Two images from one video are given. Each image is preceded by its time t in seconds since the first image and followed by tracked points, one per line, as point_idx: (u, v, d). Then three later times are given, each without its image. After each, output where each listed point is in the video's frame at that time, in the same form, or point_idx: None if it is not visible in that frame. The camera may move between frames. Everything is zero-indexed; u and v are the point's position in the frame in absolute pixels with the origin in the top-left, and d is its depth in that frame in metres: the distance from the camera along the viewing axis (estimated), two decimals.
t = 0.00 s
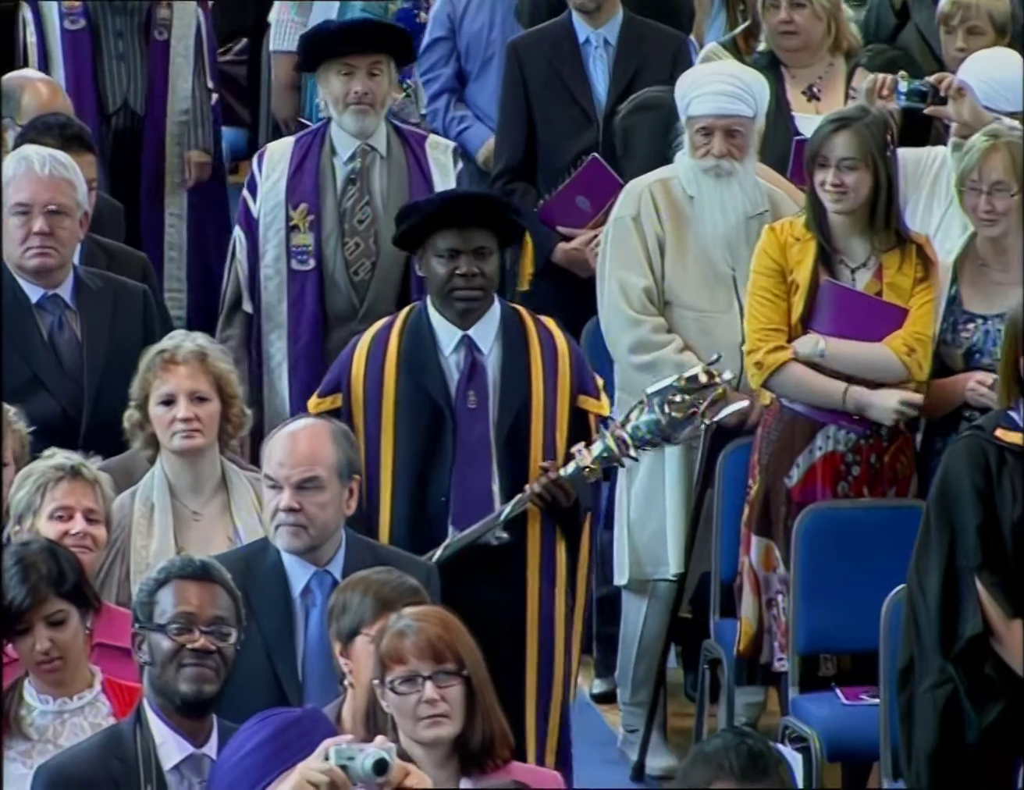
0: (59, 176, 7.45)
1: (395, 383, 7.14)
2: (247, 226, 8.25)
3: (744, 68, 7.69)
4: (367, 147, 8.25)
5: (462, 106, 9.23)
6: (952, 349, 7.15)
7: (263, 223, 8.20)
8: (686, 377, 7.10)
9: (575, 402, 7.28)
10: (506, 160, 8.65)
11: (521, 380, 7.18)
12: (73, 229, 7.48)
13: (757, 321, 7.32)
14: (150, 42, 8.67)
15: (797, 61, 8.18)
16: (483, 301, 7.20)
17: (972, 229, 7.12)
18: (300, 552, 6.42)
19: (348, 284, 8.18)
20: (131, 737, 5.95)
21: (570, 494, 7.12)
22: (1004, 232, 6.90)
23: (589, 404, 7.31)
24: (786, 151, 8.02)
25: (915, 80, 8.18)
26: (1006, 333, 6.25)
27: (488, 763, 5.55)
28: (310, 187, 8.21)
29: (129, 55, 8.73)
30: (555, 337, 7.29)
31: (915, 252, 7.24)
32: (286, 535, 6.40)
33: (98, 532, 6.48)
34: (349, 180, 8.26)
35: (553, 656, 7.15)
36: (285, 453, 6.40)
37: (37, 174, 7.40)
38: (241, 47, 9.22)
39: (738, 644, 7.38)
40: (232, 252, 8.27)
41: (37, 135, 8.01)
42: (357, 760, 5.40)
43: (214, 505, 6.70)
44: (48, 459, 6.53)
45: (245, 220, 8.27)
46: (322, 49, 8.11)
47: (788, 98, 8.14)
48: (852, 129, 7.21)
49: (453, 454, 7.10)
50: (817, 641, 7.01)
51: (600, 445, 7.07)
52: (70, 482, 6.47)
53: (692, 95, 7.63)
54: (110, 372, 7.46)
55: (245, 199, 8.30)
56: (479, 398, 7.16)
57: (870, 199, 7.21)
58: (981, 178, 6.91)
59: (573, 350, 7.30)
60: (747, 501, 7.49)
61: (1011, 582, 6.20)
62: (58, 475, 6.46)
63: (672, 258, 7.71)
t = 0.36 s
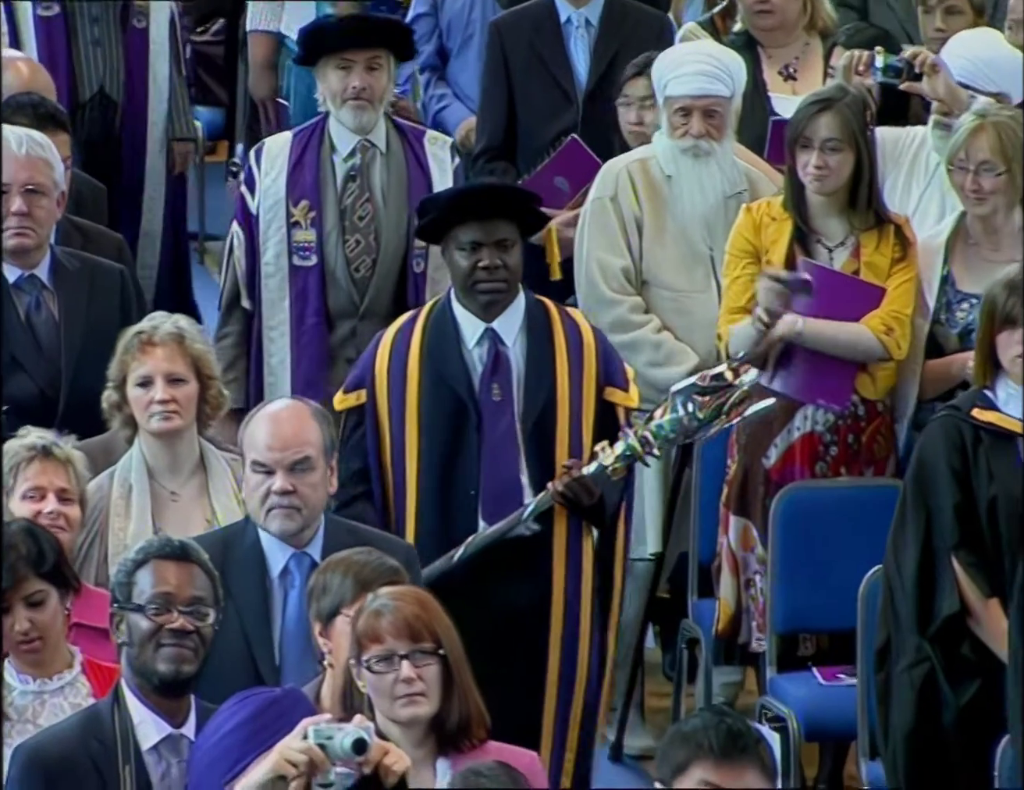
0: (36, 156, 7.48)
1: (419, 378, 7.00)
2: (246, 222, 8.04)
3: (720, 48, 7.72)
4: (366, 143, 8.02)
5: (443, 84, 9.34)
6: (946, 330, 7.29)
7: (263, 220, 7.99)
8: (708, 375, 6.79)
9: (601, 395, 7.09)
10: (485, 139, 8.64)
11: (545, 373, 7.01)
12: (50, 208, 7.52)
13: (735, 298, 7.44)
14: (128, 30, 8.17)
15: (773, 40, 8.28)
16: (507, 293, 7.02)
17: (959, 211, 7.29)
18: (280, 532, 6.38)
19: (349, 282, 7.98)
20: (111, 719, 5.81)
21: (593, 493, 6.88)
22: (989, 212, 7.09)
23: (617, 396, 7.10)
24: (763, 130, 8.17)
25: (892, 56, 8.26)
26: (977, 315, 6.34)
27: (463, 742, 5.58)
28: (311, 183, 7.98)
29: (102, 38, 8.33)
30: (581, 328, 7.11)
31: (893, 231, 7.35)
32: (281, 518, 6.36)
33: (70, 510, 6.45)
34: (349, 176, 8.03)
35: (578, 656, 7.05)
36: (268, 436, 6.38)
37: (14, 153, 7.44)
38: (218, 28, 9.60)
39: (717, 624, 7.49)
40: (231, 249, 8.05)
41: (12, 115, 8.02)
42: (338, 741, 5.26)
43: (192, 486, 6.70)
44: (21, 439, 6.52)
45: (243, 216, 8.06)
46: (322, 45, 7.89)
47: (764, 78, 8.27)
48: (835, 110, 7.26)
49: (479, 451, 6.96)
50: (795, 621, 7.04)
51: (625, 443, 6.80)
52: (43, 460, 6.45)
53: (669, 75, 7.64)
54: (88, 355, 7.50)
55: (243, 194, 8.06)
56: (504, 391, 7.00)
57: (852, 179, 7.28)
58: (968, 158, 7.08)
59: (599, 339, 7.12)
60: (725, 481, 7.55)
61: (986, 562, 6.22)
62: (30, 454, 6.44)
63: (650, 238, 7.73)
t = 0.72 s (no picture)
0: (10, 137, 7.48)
1: (412, 381, 6.76)
2: (227, 234, 7.91)
3: (693, 30, 7.79)
4: (345, 147, 7.91)
5: (415, 65, 9.46)
6: (926, 310, 7.38)
7: (242, 230, 7.86)
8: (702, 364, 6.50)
9: (594, 390, 6.86)
10: (461, 118, 8.70)
11: (537, 373, 6.78)
12: (24, 189, 7.52)
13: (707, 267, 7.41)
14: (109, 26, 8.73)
15: (742, 18, 8.37)
16: (496, 293, 6.78)
17: (938, 192, 7.45)
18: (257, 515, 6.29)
19: (335, 288, 7.87)
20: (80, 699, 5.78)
21: (588, 489, 6.64)
22: (962, 189, 7.34)
23: (609, 390, 6.88)
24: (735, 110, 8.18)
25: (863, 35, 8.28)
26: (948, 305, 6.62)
27: (438, 720, 5.60)
28: (290, 193, 7.88)
29: (85, 37, 8.80)
30: (570, 324, 6.89)
31: (866, 212, 7.35)
32: (283, 498, 6.25)
33: (38, 488, 6.38)
34: (330, 182, 7.92)
35: (570, 652, 6.76)
36: (257, 417, 6.28)
37: None
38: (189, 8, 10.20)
39: (690, 603, 7.50)
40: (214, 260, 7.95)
41: None
42: (311, 714, 4.97)
43: (164, 466, 6.68)
44: None
45: (223, 228, 7.93)
46: (292, 51, 7.84)
47: (736, 58, 8.38)
48: (810, 90, 7.28)
49: (476, 453, 6.74)
50: (767, 600, 7.05)
51: (616, 438, 6.53)
52: (10, 440, 6.39)
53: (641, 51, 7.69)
54: (60, 333, 7.50)
55: (222, 207, 7.94)
56: (499, 392, 6.77)
57: (828, 160, 7.28)
58: (938, 136, 7.37)
59: (590, 333, 6.90)
60: (699, 459, 7.55)
61: (955, 539, 6.40)
62: None
63: (623, 216, 7.71)
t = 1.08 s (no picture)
0: None
1: (375, 379, 6.82)
2: (206, 218, 7.91)
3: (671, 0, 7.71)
4: (321, 124, 7.92)
5: (388, 39, 9.28)
6: (896, 284, 7.38)
7: (222, 214, 7.88)
8: (674, 354, 6.61)
9: (557, 383, 6.89)
10: (439, 93, 8.61)
11: (502, 367, 6.82)
12: None
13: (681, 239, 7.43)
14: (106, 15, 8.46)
15: None
16: (459, 289, 6.83)
17: (913, 166, 7.39)
18: (236, 489, 6.21)
19: (316, 267, 7.87)
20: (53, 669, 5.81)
21: (562, 482, 6.75)
22: (931, 161, 7.28)
23: (572, 382, 6.91)
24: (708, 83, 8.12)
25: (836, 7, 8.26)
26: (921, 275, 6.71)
27: (412, 693, 5.60)
28: (269, 175, 7.87)
29: (76, 25, 8.40)
30: (532, 318, 6.92)
31: (841, 185, 7.39)
32: (267, 471, 6.18)
33: (11, 463, 6.33)
34: (307, 161, 7.92)
35: (553, 652, 6.81)
36: (237, 392, 6.14)
37: None
38: None
39: (662, 576, 7.49)
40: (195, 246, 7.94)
41: None
42: (286, 696, 5.14)
43: (136, 440, 6.67)
44: None
45: (202, 212, 7.93)
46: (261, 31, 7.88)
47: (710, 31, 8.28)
48: (785, 63, 7.30)
49: (445, 450, 6.80)
50: (740, 573, 7.07)
51: (591, 432, 6.64)
52: None
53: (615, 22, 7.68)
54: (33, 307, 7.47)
55: (200, 191, 7.95)
56: (466, 388, 6.83)
57: (802, 134, 7.33)
58: (909, 109, 7.35)
59: (551, 327, 6.93)
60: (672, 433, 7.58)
61: (928, 511, 6.48)
62: None
63: (597, 189, 7.71)
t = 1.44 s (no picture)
0: None
1: (357, 371, 6.72)
2: (209, 211, 7.66)
3: None
4: (328, 119, 7.71)
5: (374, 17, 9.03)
6: (884, 256, 7.36)
7: (226, 208, 7.63)
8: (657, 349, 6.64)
9: (540, 378, 6.82)
10: (425, 66, 8.61)
11: (484, 358, 6.75)
12: None
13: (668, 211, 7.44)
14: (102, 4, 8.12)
15: None
16: (445, 279, 6.74)
17: (902, 138, 7.41)
18: (220, 461, 6.21)
19: (318, 262, 7.64)
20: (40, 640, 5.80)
21: (544, 475, 6.69)
22: (926, 134, 7.31)
23: (555, 378, 6.85)
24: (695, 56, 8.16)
25: None
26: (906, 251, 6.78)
27: (396, 668, 5.63)
28: (273, 167, 7.65)
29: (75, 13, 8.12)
30: (516, 310, 6.86)
31: (826, 159, 7.39)
32: (251, 444, 6.19)
33: None
34: (314, 155, 7.70)
35: (540, 641, 6.79)
36: (221, 365, 6.14)
37: None
38: None
39: (647, 550, 7.47)
40: (195, 239, 7.68)
41: None
42: (272, 675, 4.88)
43: (119, 412, 6.65)
44: None
45: (204, 205, 7.67)
46: (271, 21, 7.65)
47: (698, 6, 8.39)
48: (772, 38, 7.27)
49: (423, 443, 6.70)
50: (725, 547, 7.08)
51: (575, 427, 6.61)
52: None
53: None
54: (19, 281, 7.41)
55: (202, 183, 7.68)
56: (446, 380, 6.73)
57: (789, 109, 7.30)
58: (904, 80, 7.35)
59: (534, 321, 6.86)
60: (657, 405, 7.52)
61: (912, 485, 6.52)
62: None
63: (582, 164, 7.69)
